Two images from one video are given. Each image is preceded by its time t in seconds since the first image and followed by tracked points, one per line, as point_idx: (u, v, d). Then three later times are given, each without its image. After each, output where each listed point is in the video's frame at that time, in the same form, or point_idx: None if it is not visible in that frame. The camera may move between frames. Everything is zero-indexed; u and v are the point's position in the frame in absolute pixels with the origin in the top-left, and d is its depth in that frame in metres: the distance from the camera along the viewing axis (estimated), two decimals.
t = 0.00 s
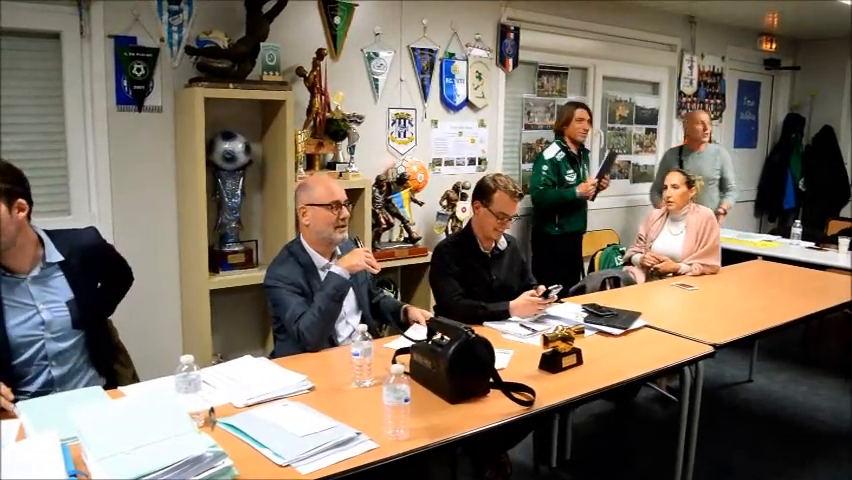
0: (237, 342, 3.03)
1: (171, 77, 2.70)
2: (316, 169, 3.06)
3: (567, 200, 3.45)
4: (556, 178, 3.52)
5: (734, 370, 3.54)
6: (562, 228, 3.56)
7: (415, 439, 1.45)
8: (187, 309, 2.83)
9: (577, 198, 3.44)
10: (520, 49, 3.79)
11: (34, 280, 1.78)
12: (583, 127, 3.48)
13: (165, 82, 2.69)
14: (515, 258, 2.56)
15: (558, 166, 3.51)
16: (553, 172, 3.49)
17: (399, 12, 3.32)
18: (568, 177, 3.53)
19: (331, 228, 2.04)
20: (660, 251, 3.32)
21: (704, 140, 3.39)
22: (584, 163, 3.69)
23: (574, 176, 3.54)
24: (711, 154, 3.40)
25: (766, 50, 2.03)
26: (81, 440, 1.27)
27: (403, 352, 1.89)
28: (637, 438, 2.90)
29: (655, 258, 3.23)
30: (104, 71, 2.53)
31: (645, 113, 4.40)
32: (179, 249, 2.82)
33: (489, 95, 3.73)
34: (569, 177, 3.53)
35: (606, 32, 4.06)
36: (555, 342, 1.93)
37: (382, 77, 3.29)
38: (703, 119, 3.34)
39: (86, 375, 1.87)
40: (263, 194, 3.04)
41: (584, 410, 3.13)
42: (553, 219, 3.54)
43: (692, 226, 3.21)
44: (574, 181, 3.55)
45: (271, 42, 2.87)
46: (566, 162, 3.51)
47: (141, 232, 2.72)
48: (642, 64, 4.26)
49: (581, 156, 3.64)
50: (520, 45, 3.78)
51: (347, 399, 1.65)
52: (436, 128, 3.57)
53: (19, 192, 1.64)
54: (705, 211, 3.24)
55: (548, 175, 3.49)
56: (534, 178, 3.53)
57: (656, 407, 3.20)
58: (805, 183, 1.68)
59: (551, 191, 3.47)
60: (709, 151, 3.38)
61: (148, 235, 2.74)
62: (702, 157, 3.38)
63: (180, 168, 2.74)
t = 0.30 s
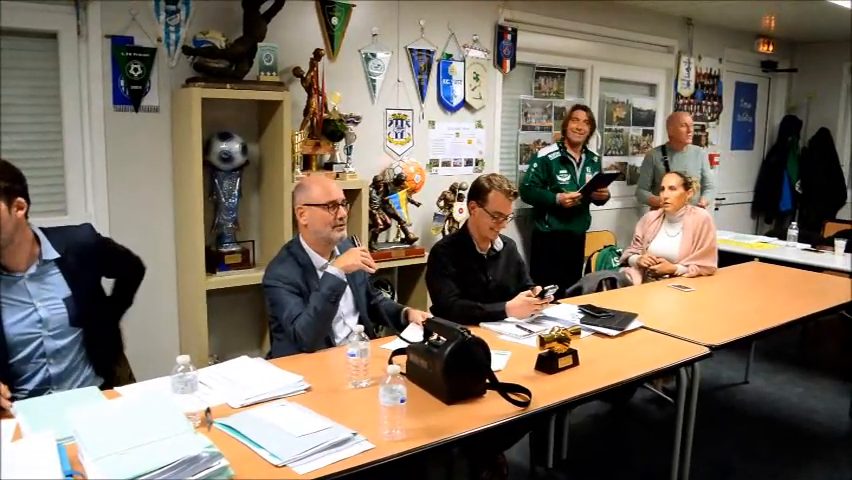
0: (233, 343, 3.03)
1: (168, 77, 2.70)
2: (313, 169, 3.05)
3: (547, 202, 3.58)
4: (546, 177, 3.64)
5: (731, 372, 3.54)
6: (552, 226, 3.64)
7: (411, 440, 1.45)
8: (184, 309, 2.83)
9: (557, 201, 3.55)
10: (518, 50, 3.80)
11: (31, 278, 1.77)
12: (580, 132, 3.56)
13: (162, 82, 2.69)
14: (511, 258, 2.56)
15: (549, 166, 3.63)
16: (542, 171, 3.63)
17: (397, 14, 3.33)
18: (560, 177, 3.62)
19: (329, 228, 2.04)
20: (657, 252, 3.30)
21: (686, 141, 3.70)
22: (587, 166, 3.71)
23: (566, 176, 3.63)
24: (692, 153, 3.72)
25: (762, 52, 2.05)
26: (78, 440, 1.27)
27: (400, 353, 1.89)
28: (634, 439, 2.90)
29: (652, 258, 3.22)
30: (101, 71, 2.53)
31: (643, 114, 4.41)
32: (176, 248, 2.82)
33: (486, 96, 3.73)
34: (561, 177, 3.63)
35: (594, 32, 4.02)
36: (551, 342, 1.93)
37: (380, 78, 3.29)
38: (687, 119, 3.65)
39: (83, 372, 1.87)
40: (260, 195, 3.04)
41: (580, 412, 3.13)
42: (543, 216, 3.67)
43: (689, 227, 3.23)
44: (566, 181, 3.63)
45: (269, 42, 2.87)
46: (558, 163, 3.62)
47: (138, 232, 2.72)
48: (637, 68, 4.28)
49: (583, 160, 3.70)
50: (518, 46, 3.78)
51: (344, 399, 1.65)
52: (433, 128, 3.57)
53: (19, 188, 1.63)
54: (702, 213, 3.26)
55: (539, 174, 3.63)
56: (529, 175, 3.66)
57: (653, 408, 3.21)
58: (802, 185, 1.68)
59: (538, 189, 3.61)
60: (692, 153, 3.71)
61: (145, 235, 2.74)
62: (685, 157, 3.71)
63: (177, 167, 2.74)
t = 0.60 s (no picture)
0: (235, 344, 3.03)
1: (170, 79, 2.71)
2: (315, 171, 3.06)
3: (544, 202, 3.63)
4: (547, 176, 3.69)
5: (733, 373, 3.54)
6: (548, 225, 3.69)
7: (414, 441, 1.45)
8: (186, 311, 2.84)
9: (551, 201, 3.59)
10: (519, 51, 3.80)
11: (43, 278, 1.78)
12: (584, 134, 3.60)
13: (164, 84, 2.69)
14: (513, 259, 2.57)
15: (551, 165, 3.68)
16: (543, 170, 3.69)
17: (399, 17, 3.34)
18: (560, 177, 3.66)
19: (331, 228, 2.05)
20: (659, 253, 3.39)
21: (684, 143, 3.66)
22: (590, 169, 3.71)
23: (567, 176, 3.66)
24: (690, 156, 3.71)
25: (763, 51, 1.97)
26: (83, 441, 1.28)
27: (402, 354, 1.90)
28: (636, 441, 2.90)
29: (654, 260, 3.33)
30: (104, 73, 2.53)
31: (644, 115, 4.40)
32: (179, 250, 2.82)
33: (487, 98, 3.74)
34: (561, 177, 3.67)
35: (592, 33, 4.00)
36: (554, 345, 1.93)
37: (381, 80, 3.30)
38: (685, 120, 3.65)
39: (90, 374, 1.87)
40: (262, 196, 3.04)
41: (582, 413, 3.13)
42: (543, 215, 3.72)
43: (690, 229, 3.27)
44: (566, 181, 3.66)
45: (271, 44, 2.91)
46: (559, 162, 3.66)
47: (141, 234, 2.73)
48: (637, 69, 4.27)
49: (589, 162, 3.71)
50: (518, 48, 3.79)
51: (346, 400, 1.65)
52: (434, 130, 3.58)
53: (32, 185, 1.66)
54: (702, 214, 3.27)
55: (540, 173, 3.69)
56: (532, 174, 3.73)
57: (655, 410, 3.21)
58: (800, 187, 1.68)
59: (538, 188, 3.67)
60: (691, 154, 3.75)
61: (148, 237, 2.74)
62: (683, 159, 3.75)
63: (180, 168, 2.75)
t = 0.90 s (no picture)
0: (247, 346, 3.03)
1: (182, 82, 2.72)
2: (327, 173, 3.06)
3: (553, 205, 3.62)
4: (555, 177, 3.66)
5: (746, 374, 3.53)
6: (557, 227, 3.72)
7: (427, 442, 1.45)
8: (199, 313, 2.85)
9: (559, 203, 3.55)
10: (530, 52, 3.80)
11: (76, 280, 1.80)
12: (590, 133, 3.57)
13: (177, 87, 2.71)
14: (525, 260, 2.56)
15: (558, 167, 3.66)
16: (550, 171, 3.67)
17: (411, 19, 3.35)
18: (568, 178, 3.64)
19: (345, 232, 2.04)
20: (671, 253, 3.33)
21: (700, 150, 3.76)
22: (598, 167, 3.69)
23: (575, 177, 3.63)
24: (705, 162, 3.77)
25: (777, 50, 1.96)
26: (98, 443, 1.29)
27: (414, 355, 1.90)
28: (649, 442, 2.89)
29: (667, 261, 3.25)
30: (118, 76, 2.54)
31: (655, 115, 4.39)
32: (191, 253, 2.84)
33: (498, 99, 3.74)
34: (570, 178, 3.64)
35: (603, 33, 4.00)
36: (566, 345, 1.93)
37: (392, 82, 3.30)
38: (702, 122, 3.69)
39: (112, 378, 1.87)
40: (273, 198, 3.06)
41: (594, 414, 3.13)
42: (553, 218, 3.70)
43: (703, 229, 3.26)
44: (575, 182, 3.63)
45: (282, 47, 2.89)
46: (567, 163, 3.63)
47: (155, 236, 2.74)
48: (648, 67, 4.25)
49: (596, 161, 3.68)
50: (529, 48, 3.79)
51: (358, 401, 1.66)
52: (446, 131, 3.58)
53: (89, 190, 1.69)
54: (715, 215, 3.26)
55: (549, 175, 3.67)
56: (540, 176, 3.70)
57: (668, 411, 3.20)
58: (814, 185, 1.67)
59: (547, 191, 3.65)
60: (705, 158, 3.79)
61: (161, 239, 2.76)
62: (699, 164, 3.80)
63: (192, 170, 2.76)
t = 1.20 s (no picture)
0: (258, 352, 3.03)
1: (189, 89, 2.72)
2: (334, 176, 3.07)
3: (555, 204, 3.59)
4: (553, 178, 3.65)
5: (758, 370, 3.51)
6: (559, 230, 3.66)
7: (439, 444, 1.45)
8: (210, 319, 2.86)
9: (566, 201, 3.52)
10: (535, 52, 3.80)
11: (108, 286, 1.82)
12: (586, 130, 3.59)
13: (183, 94, 2.71)
14: (534, 260, 2.56)
15: (555, 167, 3.65)
16: (548, 172, 3.65)
17: (415, 19, 3.35)
18: (566, 177, 3.63)
19: (360, 240, 2.05)
20: (680, 250, 3.32)
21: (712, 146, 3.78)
22: (592, 165, 3.73)
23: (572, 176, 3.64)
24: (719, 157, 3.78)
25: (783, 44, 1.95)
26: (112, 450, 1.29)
27: (425, 357, 1.90)
28: (662, 440, 2.88)
29: (676, 257, 3.23)
30: (124, 83, 2.56)
31: (662, 111, 4.38)
32: (201, 258, 2.85)
33: (504, 99, 3.74)
34: (567, 177, 3.64)
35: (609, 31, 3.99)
36: (577, 344, 1.94)
37: (398, 83, 3.30)
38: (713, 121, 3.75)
39: (134, 387, 1.88)
40: (281, 202, 3.06)
41: (606, 413, 3.12)
42: (554, 221, 3.67)
43: (711, 225, 3.27)
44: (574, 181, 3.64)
45: (287, 50, 2.89)
46: (564, 163, 3.63)
47: (165, 243, 2.76)
48: (653, 64, 4.24)
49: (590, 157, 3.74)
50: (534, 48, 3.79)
51: (369, 404, 1.66)
52: (452, 132, 3.58)
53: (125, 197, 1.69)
54: (725, 210, 3.26)
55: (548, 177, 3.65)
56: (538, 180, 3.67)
57: (680, 408, 3.19)
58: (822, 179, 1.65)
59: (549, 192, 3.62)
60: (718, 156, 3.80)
61: (171, 246, 2.77)
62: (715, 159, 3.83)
63: (200, 177, 2.77)
